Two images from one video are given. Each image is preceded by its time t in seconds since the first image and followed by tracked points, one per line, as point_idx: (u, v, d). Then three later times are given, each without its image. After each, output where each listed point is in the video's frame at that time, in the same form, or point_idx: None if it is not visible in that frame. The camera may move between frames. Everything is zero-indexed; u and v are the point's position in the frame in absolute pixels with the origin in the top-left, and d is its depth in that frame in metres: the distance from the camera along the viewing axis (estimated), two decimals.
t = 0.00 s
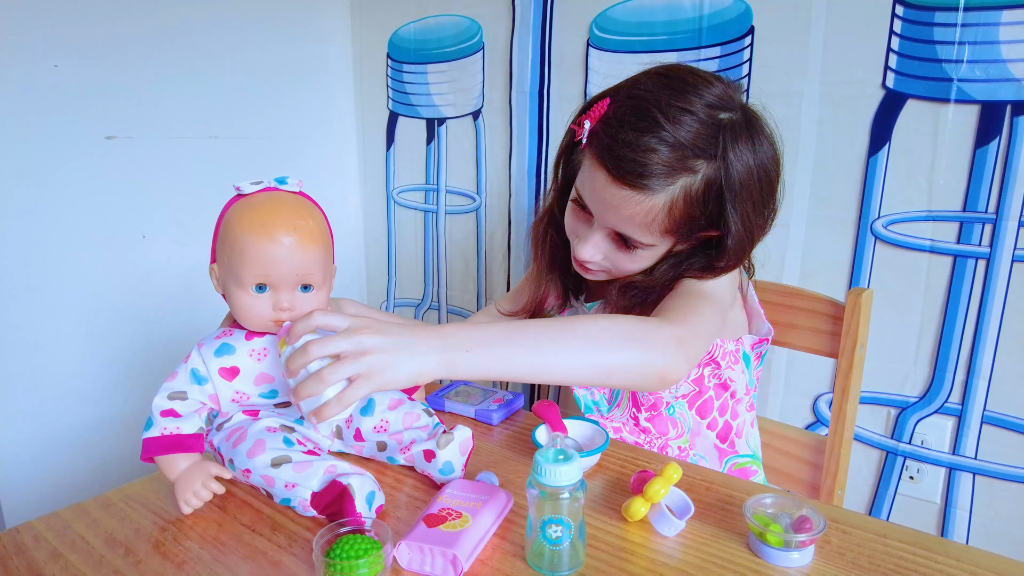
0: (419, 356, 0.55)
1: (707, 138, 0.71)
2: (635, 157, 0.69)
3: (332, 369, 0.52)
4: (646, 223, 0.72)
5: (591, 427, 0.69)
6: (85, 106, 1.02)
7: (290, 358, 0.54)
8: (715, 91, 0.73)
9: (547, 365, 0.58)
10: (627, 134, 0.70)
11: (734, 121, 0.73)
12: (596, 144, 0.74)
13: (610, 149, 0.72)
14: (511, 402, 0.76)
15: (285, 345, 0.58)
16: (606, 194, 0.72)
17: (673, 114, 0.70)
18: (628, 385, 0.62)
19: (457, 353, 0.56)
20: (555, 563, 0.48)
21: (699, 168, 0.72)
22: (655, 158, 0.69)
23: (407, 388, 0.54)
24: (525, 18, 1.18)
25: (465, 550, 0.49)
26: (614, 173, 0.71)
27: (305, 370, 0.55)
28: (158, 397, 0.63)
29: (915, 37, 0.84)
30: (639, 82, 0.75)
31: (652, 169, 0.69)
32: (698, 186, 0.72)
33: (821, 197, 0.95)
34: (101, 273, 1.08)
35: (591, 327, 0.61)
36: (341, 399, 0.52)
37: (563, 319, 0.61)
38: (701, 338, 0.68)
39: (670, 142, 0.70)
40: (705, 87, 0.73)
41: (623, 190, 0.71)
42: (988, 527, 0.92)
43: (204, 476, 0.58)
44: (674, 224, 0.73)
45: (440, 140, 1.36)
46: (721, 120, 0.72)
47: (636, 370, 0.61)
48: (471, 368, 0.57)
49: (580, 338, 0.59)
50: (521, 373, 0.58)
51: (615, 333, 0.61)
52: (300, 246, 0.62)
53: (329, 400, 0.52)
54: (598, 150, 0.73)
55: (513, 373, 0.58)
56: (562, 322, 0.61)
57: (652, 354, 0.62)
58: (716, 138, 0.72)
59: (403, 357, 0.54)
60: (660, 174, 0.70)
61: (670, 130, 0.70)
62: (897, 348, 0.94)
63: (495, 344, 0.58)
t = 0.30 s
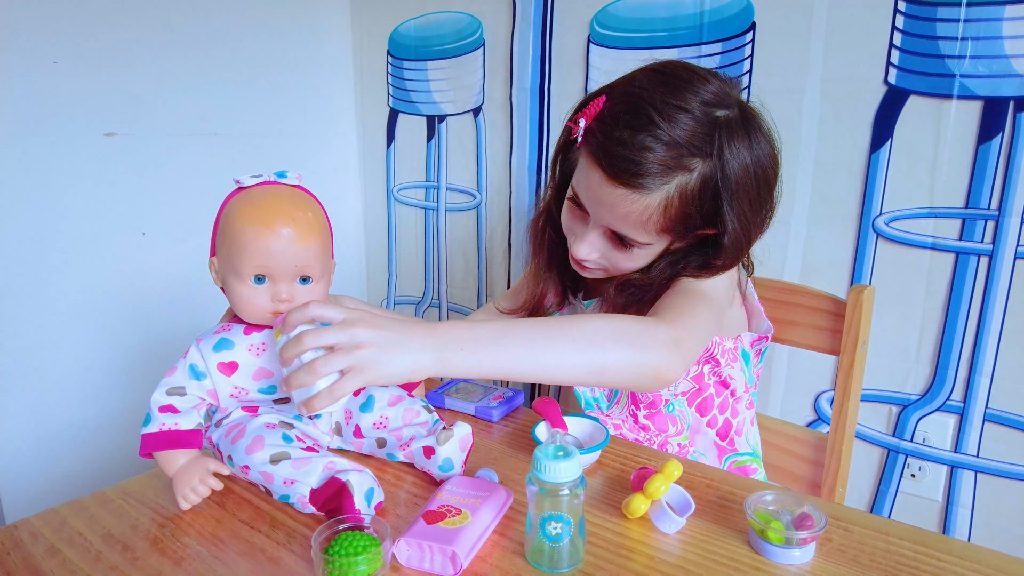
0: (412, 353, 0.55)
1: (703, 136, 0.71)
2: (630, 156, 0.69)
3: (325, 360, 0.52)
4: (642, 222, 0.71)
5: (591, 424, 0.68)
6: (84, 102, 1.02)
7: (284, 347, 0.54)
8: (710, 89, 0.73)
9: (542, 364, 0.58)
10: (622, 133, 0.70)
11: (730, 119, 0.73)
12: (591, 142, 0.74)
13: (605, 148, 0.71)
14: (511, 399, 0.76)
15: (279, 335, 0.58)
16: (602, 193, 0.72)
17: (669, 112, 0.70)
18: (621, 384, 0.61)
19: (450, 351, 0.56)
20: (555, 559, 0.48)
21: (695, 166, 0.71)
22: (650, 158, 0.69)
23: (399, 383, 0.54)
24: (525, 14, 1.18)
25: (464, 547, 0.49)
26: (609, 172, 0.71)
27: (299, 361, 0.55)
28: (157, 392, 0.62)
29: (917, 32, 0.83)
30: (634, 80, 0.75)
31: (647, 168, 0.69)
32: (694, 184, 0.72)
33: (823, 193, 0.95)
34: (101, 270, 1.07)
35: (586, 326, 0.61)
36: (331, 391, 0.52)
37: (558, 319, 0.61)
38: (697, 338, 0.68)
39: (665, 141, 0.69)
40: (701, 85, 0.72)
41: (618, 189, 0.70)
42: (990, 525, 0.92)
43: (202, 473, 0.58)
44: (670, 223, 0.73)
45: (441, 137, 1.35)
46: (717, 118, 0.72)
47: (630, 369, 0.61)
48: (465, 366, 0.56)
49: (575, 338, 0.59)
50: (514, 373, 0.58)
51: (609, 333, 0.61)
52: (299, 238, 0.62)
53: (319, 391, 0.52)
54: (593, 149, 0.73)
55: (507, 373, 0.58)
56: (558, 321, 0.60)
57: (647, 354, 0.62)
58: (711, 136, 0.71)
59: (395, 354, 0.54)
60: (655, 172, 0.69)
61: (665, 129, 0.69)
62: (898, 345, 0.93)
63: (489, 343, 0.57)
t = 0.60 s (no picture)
0: (411, 356, 0.55)
1: (698, 134, 0.70)
2: (625, 154, 0.69)
3: (325, 361, 0.52)
4: (637, 220, 0.71)
5: (592, 421, 0.68)
6: (86, 100, 1.02)
7: (285, 345, 0.55)
8: (707, 86, 0.72)
9: (542, 367, 0.58)
10: (617, 131, 0.70)
11: (726, 116, 0.72)
12: (587, 140, 0.74)
13: (600, 146, 0.71)
14: (512, 396, 0.76)
15: (281, 334, 0.58)
16: (597, 191, 0.72)
17: (664, 110, 0.70)
18: (622, 386, 0.62)
19: (449, 354, 0.56)
20: (556, 555, 0.48)
21: (690, 164, 0.71)
22: (645, 155, 0.69)
23: (396, 386, 0.54)
24: (527, 12, 1.18)
25: (465, 543, 0.49)
26: (604, 170, 0.71)
27: (298, 361, 0.55)
28: (158, 391, 0.62)
29: (920, 29, 0.83)
30: (631, 77, 0.75)
31: (642, 166, 0.69)
32: (690, 182, 0.72)
33: (824, 191, 0.95)
34: (103, 268, 1.08)
35: (585, 327, 0.61)
36: (330, 394, 0.52)
37: (557, 321, 0.61)
38: (696, 339, 0.68)
39: (660, 138, 0.69)
40: (697, 83, 0.72)
41: (613, 186, 0.70)
42: (992, 523, 0.92)
43: (203, 471, 0.58)
44: (665, 221, 0.73)
45: (442, 135, 1.35)
46: (713, 115, 0.71)
47: (631, 371, 0.61)
48: (463, 371, 0.56)
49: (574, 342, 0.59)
50: (513, 375, 0.58)
51: (609, 334, 0.61)
52: (305, 237, 0.62)
53: (317, 392, 0.52)
54: (589, 147, 0.73)
55: (505, 376, 0.58)
56: (557, 324, 0.60)
57: (647, 355, 0.62)
58: (707, 134, 0.71)
59: (390, 354, 0.54)
60: (650, 170, 0.69)
61: (661, 127, 0.69)
62: (900, 343, 0.93)
63: (486, 351, 0.57)
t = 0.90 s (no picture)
0: (411, 356, 0.55)
1: (700, 132, 0.70)
2: (627, 152, 0.69)
3: (321, 359, 0.52)
4: (638, 218, 0.71)
5: (596, 419, 0.68)
6: (88, 98, 1.02)
7: (284, 342, 0.54)
8: (709, 85, 0.72)
9: (545, 366, 0.58)
10: (618, 129, 0.70)
11: (729, 115, 0.72)
12: (589, 138, 0.74)
13: (602, 144, 0.71)
14: (516, 394, 0.76)
15: (283, 330, 0.59)
16: (599, 189, 0.72)
17: (666, 108, 0.69)
18: (626, 387, 0.62)
19: (450, 355, 0.56)
20: (562, 554, 0.48)
21: (692, 163, 0.71)
22: (647, 154, 0.69)
23: (394, 386, 0.54)
24: (529, 10, 1.17)
25: (470, 542, 0.49)
26: (605, 168, 0.71)
27: (298, 358, 0.55)
28: (163, 390, 0.62)
29: (924, 27, 0.83)
30: (633, 75, 0.74)
31: (644, 164, 0.69)
32: (692, 181, 0.72)
33: (828, 189, 0.95)
34: (105, 266, 1.08)
35: (589, 328, 0.61)
36: (326, 391, 0.52)
37: (561, 320, 0.61)
38: (699, 338, 0.67)
39: (662, 137, 0.69)
40: (699, 81, 0.72)
41: (614, 184, 0.70)
42: (995, 522, 0.92)
43: (208, 471, 0.58)
44: (667, 219, 0.73)
45: (445, 133, 1.35)
46: (715, 114, 0.71)
47: (635, 372, 0.61)
48: (465, 371, 0.56)
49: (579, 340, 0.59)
50: (516, 374, 0.57)
51: (614, 334, 0.61)
52: (312, 235, 0.62)
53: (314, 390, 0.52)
54: (590, 144, 0.73)
55: (509, 375, 0.57)
56: (560, 324, 0.60)
57: (651, 355, 0.62)
58: (709, 132, 0.71)
59: (391, 355, 0.54)
60: (652, 169, 0.69)
61: (663, 125, 0.69)
62: (904, 341, 0.93)
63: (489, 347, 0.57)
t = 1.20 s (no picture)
0: (412, 355, 0.54)
1: (709, 127, 0.70)
2: (635, 145, 0.69)
3: (322, 355, 0.51)
4: (644, 211, 0.71)
5: (600, 418, 0.68)
6: (91, 95, 1.02)
7: (285, 338, 0.54)
8: (718, 79, 0.72)
9: (548, 363, 0.57)
10: (627, 122, 0.70)
11: (738, 110, 0.72)
12: (597, 130, 0.73)
13: (609, 136, 0.71)
14: (519, 392, 0.76)
15: (284, 326, 0.58)
16: (606, 182, 0.72)
17: (674, 102, 0.69)
18: (631, 383, 0.61)
19: (450, 352, 0.55)
20: (566, 552, 0.48)
21: (700, 157, 0.71)
22: (655, 147, 0.68)
23: (394, 384, 0.54)
24: (532, 6, 1.17)
25: (475, 540, 0.48)
26: (613, 160, 0.70)
27: (298, 355, 0.55)
28: (165, 388, 0.62)
29: (930, 23, 0.82)
30: (642, 68, 0.74)
31: (652, 157, 0.69)
32: (699, 175, 0.71)
33: (832, 186, 0.94)
34: (107, 263, 1.07)
35: (591, 324, 0.60)
36: (326, 389, 0.51)
37: (565, 316, 0.61)
38: (702, 334, 0.67)
39: (670, 130, 0.69)
40: (709, 75, 0.72)
41: (622, 177, 0.70)
42: (1000, 521, 0.91)
43: (211, 469, 0.57)
44: (673, 214, 0.72)
45: (447, 130, 1.35)
46: (724, 108, 0.71)
47: (640, 368, 0.61)
48: (465, 369, 0.56)
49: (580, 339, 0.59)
50: (517, 372, 0.57)
51: (617, 330, 0.61)
52: (314, 232, 0.61)
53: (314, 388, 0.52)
54: (598, 137, 0.73)
55: (509, 373, 0.57)
56: (564, 320, 0.60)
57: (654, 352, 0.61)
58: (718, 127, 0.70)
59: (394, 352, 0.54)
60: (660, 162, 0.69)
61: (671, 118, 0.69)
62: (908, 340, 0.92)
63: (489, 349, 0.57)
